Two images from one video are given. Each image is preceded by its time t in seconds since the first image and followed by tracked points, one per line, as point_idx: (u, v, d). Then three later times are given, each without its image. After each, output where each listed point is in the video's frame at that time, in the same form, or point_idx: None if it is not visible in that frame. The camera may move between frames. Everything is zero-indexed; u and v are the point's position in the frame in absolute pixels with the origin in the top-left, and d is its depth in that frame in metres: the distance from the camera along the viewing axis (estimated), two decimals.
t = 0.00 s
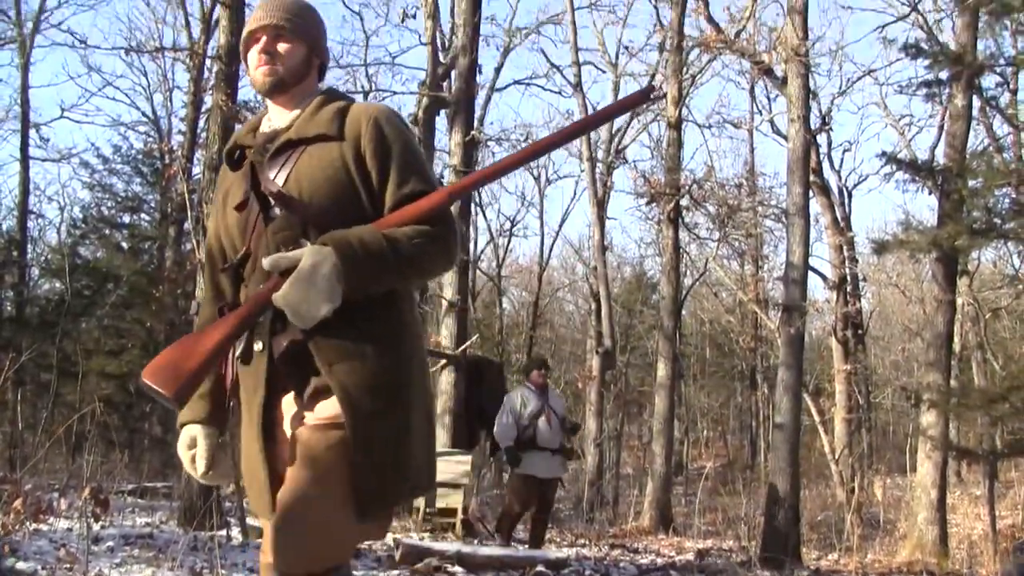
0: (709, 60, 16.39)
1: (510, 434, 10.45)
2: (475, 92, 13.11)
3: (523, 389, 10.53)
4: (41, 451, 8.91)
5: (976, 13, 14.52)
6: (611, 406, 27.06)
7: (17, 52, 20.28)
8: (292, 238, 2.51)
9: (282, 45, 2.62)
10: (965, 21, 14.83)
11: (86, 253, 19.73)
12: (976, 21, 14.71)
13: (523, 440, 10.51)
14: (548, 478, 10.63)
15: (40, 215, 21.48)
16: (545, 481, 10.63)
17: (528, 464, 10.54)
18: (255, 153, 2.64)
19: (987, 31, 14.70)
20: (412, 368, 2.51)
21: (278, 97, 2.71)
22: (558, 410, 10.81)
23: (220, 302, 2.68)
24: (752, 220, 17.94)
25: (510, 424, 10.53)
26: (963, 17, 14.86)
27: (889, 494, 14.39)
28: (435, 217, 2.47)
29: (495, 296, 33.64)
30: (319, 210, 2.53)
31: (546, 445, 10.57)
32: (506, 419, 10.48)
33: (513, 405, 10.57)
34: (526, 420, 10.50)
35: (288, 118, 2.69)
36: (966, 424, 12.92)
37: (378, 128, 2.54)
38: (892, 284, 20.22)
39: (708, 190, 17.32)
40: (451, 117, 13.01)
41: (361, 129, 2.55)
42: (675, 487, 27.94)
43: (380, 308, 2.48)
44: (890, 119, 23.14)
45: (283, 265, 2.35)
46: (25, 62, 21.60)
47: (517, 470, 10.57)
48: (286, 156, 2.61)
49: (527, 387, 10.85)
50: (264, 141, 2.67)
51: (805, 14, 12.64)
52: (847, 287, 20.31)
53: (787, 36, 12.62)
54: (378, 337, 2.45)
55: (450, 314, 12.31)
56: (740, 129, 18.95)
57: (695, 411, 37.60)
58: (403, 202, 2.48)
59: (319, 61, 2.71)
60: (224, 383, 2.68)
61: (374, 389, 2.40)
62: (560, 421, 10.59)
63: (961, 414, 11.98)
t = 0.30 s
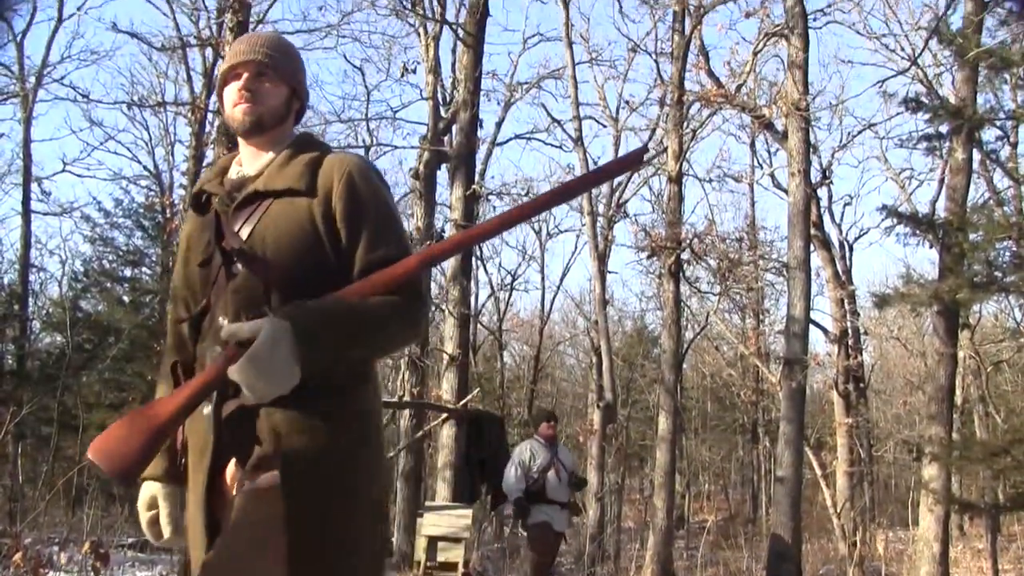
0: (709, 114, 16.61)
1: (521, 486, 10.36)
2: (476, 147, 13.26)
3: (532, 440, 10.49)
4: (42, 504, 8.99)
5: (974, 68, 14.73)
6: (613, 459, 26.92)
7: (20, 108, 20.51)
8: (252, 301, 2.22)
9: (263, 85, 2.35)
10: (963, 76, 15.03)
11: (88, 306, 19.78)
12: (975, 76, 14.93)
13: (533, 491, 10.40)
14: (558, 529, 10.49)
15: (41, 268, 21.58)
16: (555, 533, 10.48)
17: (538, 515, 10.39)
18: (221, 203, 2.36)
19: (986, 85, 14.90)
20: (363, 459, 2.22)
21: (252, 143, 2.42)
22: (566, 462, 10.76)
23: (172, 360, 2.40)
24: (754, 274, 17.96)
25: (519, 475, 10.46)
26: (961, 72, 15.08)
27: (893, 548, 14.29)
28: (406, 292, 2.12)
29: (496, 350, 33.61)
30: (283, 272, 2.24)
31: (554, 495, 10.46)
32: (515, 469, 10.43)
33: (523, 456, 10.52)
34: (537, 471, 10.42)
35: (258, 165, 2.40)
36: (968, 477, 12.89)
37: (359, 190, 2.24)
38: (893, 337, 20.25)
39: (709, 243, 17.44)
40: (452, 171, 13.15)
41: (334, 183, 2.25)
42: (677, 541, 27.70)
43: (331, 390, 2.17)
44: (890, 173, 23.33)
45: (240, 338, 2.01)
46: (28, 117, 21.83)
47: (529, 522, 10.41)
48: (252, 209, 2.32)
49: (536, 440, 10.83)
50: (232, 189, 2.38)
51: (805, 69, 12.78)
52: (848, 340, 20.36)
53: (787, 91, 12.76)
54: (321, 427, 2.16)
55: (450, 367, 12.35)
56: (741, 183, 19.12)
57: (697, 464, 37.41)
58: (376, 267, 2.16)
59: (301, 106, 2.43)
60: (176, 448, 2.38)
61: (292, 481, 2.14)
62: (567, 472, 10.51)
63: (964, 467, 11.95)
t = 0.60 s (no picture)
0: (710, 147, 16.73)
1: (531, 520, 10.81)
2: (478, 180, 13.36)
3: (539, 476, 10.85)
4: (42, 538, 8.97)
5: (975, 101, 14.87)
6: (614, 493, 26.83)
7: (22, 141, 20.65)
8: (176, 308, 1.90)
9: (210, 71, 1.99)
10: (964, 109, 15.15)
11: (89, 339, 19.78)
12: (976, 109, 15.06)
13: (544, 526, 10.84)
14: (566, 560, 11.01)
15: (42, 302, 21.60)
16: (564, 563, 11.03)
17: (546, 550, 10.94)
18: (152, 202, 1.95)
19: (987, 118, 15.05)
20: (305, 504, 1.94)
21: (190, 137, 2.03)
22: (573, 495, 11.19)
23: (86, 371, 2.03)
24: (756, 307, 17.96)
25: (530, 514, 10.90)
26: (962, 105, 15.21)
27: None
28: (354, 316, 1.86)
29: (498, 383, 33.60)
30: (217, 287, 1.90)
31: (561, 530, 10.93)
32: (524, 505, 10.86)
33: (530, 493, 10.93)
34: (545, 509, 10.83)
35: (197, 162, 1.99)
36: (970, 510, 12.85)
37: (300, 189, 1.94)
38: (895, 370, 20.26)
39: (711, 276, 17.51)
40: (454, 205, 13.21)
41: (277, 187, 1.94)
42: None
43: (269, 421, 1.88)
44: (892, 206, 23.44)
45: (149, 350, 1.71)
46: (30, 150, 21.98)
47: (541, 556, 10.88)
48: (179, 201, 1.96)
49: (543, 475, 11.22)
50: (166, 189, 1.98)
51: (806, 102, 12.89)
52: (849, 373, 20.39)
53: (789, 124, 12.83)
54: (258, 460, 1.87)
55: (452, 401, 12.36)
56: (742, 216, 19.21)
57: (699, 498, 37.26)
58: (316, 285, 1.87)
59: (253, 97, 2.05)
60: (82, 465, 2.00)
61: (225, 528, 1.85)
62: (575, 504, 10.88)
63: (966, 500, 11.94)
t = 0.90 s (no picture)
0: (712, 159, 16.79)
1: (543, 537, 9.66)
2: (480, 192, 13.41)
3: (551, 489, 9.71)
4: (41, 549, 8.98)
5: (977, 113, 14.93)
6: (617, 505, 26.79)
7: (24, 153, 20.76)
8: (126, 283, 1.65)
9: (176, 25, 1.76)
10: (966, 121, 15.22)
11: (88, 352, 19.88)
12: (979, 121, 15.13)
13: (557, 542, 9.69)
14: None
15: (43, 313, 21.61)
16: None
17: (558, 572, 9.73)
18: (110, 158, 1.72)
19: (989, 130, 15.11)
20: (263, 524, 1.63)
21: (151, 98, 1.81)
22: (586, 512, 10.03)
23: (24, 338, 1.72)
24: (758, 318, 17.94)
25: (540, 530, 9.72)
26: (964, 117, 15.29)
27: None
28: (321, 286, 1.62)
29: (500, 395, 33.62)
30: (176, 251, 1.65)
31: (574, 549, 9.74)
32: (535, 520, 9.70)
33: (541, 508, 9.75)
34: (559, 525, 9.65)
35: (160, 123, 1.77)
36: (974, 522, 12.82)
37: (267, 151, 1.73)
38: (898, 382, 20.24)
39: (713, 288, 17.53)
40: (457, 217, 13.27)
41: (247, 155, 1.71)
42: None
43: (233, 397, 1.60)
44: (895, 218, 23.49)
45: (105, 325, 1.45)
46: (33, 163, 22.08)
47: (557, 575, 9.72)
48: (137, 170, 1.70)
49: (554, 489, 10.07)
50: (125, 146, 1.74)
51: (809, 114, 12.94)
52: (853, 385, 20.38)
53: (792, 135, 12.88)
54: (222, 438, 1.58)
55: (455, 413, 12.34)
56: (745, 228, 19.25)
57: (702, 510, 37.21)
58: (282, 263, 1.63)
59: (223, 60, 1.83)
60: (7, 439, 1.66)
61: (187, 518, 1.55)
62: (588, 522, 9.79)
63: (969, 512, 11.93)
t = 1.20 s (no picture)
0: (715, 157, 16.77)
1: (561, 534, 9.55)
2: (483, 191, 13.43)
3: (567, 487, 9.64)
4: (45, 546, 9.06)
5: (981, 111, 14.91)
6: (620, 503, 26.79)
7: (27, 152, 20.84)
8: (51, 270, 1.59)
9: None
10: (970, 118, 15.19)
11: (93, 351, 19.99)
12: (982, 118, 15.12)
13: (575, 540, 9.57)
14: None
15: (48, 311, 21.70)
16: None
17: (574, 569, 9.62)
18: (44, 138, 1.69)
19: (993, 127, 15.10)
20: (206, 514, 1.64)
21: (91, 73, 1.78)
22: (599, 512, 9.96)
23: None
24: (761, 316, 17.90)
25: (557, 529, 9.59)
26: (968, 114, 15.26)
27: None
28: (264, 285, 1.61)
29: (504, 394, 33.64)
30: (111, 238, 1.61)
31: (592, 546, 9.64)
32: (553, 517, 9.59)
33: (556, 506, 9.67)
34: (576, 523, 9.53)
35: (99, 100, 1.73)
36: (978, 519, 12.79)
37: (211, 134, 1.70)
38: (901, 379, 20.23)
39: (717, 286, 17.52)
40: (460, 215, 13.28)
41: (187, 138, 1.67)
42: None
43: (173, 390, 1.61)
44: (898, 215, 23.47)
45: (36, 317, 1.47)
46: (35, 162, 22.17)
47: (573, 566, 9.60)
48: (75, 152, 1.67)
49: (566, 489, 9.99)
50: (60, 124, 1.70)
51: (812, 112, 12.92)
52: (856, 383, 20.35)
53: (795, 133, 12.87)
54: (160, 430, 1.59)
55: (458, 410, 12.36)
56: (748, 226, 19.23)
57: (706, 508, 37.19)
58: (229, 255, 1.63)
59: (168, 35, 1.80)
60: None
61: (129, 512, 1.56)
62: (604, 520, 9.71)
63: (973, 510, 11.93)
